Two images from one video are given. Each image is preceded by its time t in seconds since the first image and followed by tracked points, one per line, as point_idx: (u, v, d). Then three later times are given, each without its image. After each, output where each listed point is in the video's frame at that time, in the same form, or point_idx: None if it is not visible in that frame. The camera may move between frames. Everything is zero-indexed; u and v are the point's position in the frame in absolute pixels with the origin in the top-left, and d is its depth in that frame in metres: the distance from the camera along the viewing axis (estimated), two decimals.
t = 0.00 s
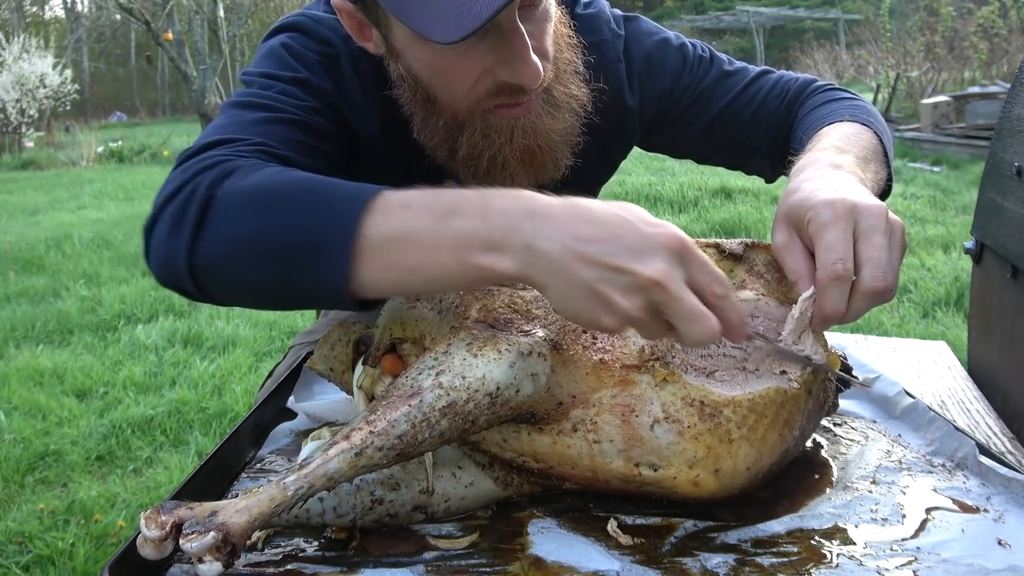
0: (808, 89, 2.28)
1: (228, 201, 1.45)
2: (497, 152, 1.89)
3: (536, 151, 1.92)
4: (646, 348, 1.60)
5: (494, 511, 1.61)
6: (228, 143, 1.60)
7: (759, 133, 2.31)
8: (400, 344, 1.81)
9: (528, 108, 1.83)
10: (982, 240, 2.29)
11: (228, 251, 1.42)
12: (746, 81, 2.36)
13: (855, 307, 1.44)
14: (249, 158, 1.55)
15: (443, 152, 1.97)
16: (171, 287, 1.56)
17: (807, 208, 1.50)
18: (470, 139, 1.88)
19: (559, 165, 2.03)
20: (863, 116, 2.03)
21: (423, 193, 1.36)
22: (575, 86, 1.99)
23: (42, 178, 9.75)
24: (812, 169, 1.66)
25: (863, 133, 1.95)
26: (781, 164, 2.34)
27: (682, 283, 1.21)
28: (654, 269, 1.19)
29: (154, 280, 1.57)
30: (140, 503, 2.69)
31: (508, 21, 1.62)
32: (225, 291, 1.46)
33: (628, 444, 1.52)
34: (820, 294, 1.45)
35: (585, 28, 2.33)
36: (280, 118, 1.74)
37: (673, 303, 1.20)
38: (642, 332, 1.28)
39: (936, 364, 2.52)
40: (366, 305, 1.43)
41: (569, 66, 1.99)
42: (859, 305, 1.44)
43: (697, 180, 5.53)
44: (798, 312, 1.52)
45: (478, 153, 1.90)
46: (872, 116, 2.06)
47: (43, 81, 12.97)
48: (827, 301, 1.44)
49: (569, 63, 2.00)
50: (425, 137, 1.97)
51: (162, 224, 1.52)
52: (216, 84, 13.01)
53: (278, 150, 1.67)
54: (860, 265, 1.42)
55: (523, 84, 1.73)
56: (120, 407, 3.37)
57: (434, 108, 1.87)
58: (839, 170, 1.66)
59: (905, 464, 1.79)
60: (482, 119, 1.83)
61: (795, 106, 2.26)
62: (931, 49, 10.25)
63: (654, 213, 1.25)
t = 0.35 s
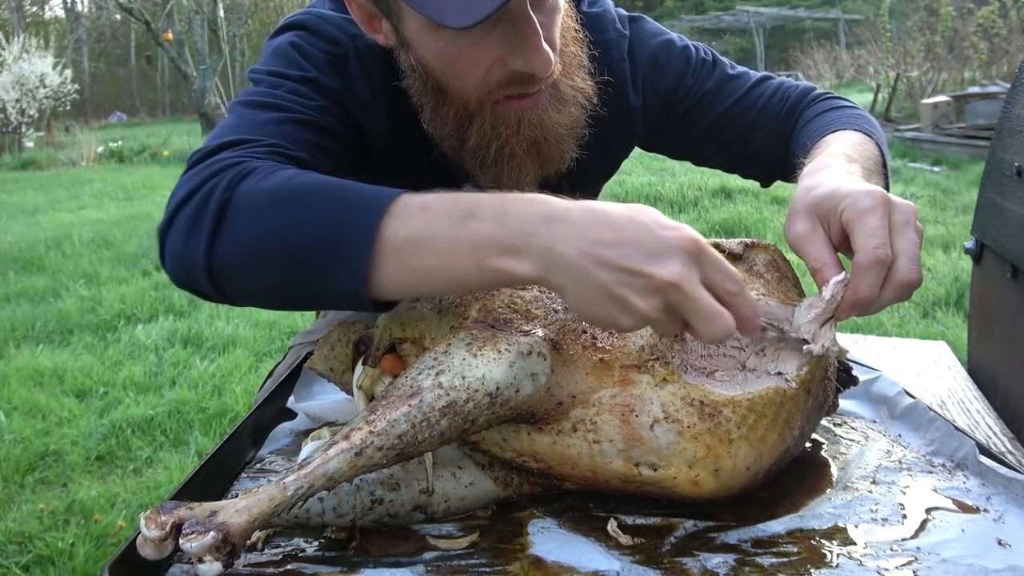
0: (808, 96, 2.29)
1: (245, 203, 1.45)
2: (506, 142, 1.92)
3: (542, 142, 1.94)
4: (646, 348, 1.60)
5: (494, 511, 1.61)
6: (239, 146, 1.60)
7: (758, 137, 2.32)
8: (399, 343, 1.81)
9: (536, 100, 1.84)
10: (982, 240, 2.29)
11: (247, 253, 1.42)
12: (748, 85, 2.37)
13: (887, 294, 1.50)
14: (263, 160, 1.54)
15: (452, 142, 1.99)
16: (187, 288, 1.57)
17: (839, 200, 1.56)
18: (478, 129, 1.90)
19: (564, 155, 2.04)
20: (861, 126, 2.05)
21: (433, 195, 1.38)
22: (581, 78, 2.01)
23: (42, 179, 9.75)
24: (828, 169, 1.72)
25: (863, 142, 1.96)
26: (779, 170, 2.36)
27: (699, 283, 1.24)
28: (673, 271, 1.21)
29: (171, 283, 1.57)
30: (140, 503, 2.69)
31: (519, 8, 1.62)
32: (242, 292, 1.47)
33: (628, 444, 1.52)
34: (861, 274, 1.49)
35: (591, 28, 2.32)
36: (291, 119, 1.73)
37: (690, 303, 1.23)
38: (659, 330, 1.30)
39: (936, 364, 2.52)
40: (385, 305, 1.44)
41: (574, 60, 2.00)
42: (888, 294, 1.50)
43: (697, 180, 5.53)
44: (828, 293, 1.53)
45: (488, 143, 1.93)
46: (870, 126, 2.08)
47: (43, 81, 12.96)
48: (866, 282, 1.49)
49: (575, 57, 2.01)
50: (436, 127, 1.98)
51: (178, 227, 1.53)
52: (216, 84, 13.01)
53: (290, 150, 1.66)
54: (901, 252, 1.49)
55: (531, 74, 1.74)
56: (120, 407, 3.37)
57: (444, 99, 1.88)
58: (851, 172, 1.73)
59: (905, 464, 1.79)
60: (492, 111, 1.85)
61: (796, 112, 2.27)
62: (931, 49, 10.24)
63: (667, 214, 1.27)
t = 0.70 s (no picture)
0: (800, 108, 2.31)
1: (175, 205, 1.50)
2: (502, 123, 1.94)
3: (540, 124, 1.96)
4: (646, 349, 1.60)
5: (494, 511, 1.61)
6: (188, 152, 1.63)
7: (750, 145, 2.34)
8: (400, 343, 1.81)
9: (533, 80, 1.90)
10: (981, 240, 2.29)
11: (174, 251, 1.48)
12: (743, 93, 2.38)
13: (905, 287, 1.55)
14: (204, 166, 1.57)
15: (450, 122, 1.96)
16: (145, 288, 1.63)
17: (870, 196, 1.64)
18: (476, 109, 1.92)
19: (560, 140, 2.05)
20: (850, 141, 2.09)
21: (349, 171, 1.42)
22: (576, 61, 2.04)
23: (42, 179, 9.75)
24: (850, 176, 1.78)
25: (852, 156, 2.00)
26: (767, 176, 2.37)
27: (592, 237, 1.22)
28: (560, 221, 1.20)
29: (125, 284, 1.63)
30: (140, 503, 2.69)
31: None
32: (181, 289, 1.52)
33: (627, 445, 1.52)
34: (892, 255, 1.53)
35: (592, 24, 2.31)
36: (248, 125, 1.73)
37: (579, 255, 1.21)
38: (558, 288, 1.30)
39: (936, 364, 2.52)
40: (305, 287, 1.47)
41: (568, 42, 2.03)
42: (906, 289, 1.56)
43: (697, 180, 5.53)
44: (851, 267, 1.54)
45: (485, 124, 1.94)
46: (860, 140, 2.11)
47: (43, 81, 12.96)
48: (893, 264, 1.53)
49: (569, 39, 2.05)
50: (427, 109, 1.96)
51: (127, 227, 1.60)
52: (216, 83, 13.00)
53: (244, 157, 1.67)
54: (927, 250, 1.56)
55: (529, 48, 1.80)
56: (120, 407, 3.37)
57: (443, 78, 1.88)
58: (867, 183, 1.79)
59: (905, 464, 1.79)
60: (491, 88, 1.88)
61: (789, 123, 2.29)
62: (931, 49, 10.24)
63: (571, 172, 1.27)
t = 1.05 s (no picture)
0: (794, 102, 2.30)
1: (246, 191, 1.48)
2: (497, 112, 1.92)
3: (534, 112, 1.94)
4: (646, 348, 1.60)
5: (494, 511, 1.61)
6: (240, 139, 1.62)
7: (744, 139, 2.34)
8: (400, 344, 1.80)
9: (526, 69, 1.88)
10: (982, 240, 2.29)
11: (249, 239, 1.46)
12: (738, 86, 2.37)
13: (910, 260, 1.54)
14: (264, 151, 1.57)
15: (443, 113, 1.98)
16: (204, 279, 1.60)
17: (856, 178, 1.64)
18: (469, 100, 1.91)
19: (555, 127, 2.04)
20: (842, 133, 2.08)
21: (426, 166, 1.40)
22: (567, 48, 2.01)
23: (42, 179, 9.75)
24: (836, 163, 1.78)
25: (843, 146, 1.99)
26: (761, 172, 2.37)
27: (682, 256, 1.22)
28: (655, 240, 1.20)
29: (186, 274, 1.61)
30: (140, 503, 2.69)
31: None
32: (250, 278, 1.51)
33: (627, 444, 1.52)
34: (890, 232, 1.53)
35: (585, 17, 2.32)
36: (292, 110, 1.75)
37: (670, 274, 1.22)
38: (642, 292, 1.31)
39: (936, 364, 2.52)
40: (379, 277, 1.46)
41: (560, 29, 2.01)
42: (910, 263, 1.54)
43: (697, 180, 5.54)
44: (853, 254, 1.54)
45: (479, 113, 1.93)
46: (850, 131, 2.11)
47: (43, 81, 12.96)
48: (893, 241, 1.52)
49: (562, 27, 2.03)
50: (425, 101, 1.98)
51: (189, 218, 1.57)
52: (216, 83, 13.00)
53: (294, 141, 1.68)
54: (923, 222, 1.55)
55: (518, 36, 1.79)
56: (120, 406, 3.37)
57: (436, 69, 1.89)
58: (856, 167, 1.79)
59: (905, 464, 1.79)
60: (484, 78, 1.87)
61: (782, 116, 2.27)
62: (931, 50, 10.24)
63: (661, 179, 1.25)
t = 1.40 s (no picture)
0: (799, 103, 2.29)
1: (227, 178, 1.47)
2: (508, 109, 1.92)
3: (544, 108, 1.94)
4: (645, 348, 1.60)
5: (494, 511, 1.61)
6: (231, 128, 1.61)
7: (750, 139, 2.32)
8: (399, 343, 1.80)
9: (536, 65, 1.88)
10: (982, 240, 2.29)
11: (228, 225, 1.45)
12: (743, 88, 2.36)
13: (927, 241, 1.59)
14: (249, 140, 1.56)
15: (453, 110, 1.98)
16: (182, 267, 1.59)
17: (873, 164, 1.69)
18: (478, 97, 1.91)
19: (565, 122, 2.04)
20: (849, 135, 2.08)
21: (400, 150, 1.41)
22: (577, 46, 2.00)
23: (42, 179, 9.74)
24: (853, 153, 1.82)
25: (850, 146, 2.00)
26: (765, 174, 2.36)
27: (656, 238, 1.28)
28: (629, 223, 1.25)
29: (168, 262, 1.61)
30: (140, 503, 2.70)
31: None
32: (229, 265, 1.50)
33: (627, 443, 1.52)
34: (910, 209, 1.58)
35: (592, 17, 2.32)
36: (286, 102, 1.74)
37: (645, 255, 1.28)
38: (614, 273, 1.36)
39: (936, 364, 2.52)
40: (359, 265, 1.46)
41: (569, 27, 2.00)
42: (927, 245, 1.60)
43: (697, 180, 5.54)
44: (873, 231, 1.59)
45: (489, 109, 1.92)
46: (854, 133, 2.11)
47: (43, 81, 12.96)
48: (914, 218, 1.57)
49: (571, 25, 2.02)
50: (435, 96, 1.98)
51: (171, 202, 1.56)
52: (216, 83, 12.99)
53: (286, 134, 1.68)
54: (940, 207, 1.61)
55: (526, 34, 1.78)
56: (120, 406, 3.37)
57: (446, 65, 1.89)
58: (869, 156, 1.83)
59: (905, 464, 1.79)
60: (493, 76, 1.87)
61: (787, 117, 2.26)
62: (931, 50, 10.23)
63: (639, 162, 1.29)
